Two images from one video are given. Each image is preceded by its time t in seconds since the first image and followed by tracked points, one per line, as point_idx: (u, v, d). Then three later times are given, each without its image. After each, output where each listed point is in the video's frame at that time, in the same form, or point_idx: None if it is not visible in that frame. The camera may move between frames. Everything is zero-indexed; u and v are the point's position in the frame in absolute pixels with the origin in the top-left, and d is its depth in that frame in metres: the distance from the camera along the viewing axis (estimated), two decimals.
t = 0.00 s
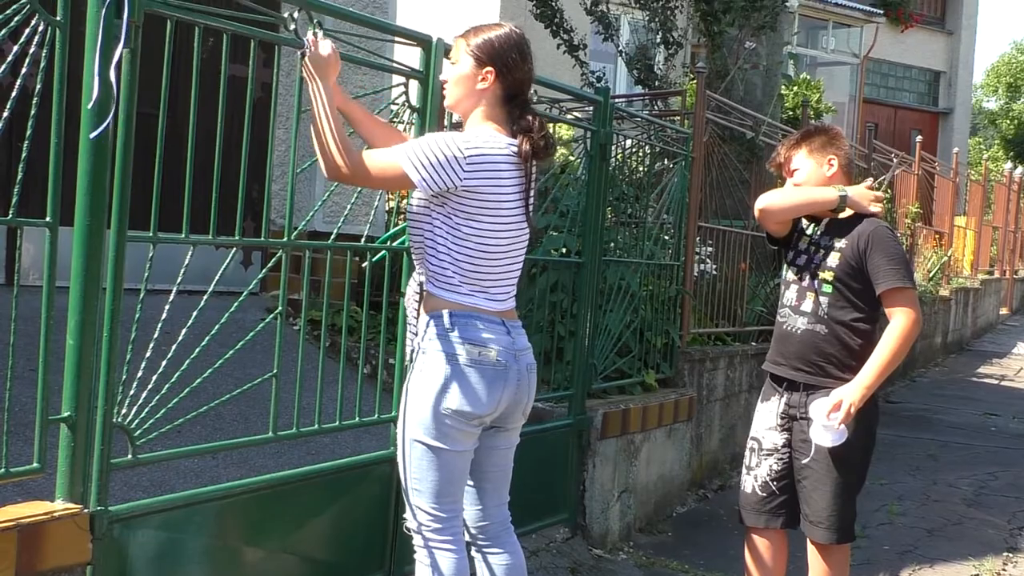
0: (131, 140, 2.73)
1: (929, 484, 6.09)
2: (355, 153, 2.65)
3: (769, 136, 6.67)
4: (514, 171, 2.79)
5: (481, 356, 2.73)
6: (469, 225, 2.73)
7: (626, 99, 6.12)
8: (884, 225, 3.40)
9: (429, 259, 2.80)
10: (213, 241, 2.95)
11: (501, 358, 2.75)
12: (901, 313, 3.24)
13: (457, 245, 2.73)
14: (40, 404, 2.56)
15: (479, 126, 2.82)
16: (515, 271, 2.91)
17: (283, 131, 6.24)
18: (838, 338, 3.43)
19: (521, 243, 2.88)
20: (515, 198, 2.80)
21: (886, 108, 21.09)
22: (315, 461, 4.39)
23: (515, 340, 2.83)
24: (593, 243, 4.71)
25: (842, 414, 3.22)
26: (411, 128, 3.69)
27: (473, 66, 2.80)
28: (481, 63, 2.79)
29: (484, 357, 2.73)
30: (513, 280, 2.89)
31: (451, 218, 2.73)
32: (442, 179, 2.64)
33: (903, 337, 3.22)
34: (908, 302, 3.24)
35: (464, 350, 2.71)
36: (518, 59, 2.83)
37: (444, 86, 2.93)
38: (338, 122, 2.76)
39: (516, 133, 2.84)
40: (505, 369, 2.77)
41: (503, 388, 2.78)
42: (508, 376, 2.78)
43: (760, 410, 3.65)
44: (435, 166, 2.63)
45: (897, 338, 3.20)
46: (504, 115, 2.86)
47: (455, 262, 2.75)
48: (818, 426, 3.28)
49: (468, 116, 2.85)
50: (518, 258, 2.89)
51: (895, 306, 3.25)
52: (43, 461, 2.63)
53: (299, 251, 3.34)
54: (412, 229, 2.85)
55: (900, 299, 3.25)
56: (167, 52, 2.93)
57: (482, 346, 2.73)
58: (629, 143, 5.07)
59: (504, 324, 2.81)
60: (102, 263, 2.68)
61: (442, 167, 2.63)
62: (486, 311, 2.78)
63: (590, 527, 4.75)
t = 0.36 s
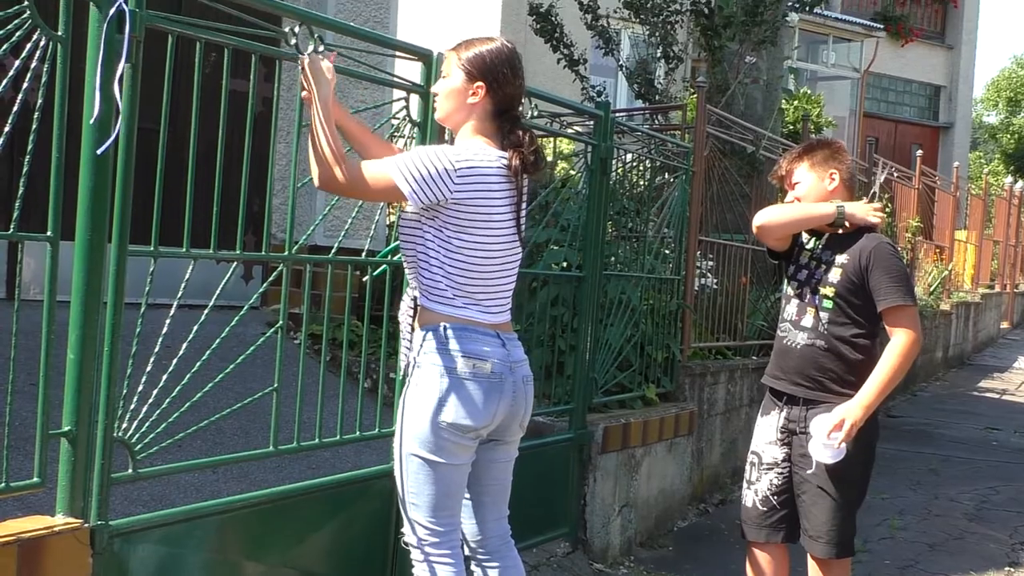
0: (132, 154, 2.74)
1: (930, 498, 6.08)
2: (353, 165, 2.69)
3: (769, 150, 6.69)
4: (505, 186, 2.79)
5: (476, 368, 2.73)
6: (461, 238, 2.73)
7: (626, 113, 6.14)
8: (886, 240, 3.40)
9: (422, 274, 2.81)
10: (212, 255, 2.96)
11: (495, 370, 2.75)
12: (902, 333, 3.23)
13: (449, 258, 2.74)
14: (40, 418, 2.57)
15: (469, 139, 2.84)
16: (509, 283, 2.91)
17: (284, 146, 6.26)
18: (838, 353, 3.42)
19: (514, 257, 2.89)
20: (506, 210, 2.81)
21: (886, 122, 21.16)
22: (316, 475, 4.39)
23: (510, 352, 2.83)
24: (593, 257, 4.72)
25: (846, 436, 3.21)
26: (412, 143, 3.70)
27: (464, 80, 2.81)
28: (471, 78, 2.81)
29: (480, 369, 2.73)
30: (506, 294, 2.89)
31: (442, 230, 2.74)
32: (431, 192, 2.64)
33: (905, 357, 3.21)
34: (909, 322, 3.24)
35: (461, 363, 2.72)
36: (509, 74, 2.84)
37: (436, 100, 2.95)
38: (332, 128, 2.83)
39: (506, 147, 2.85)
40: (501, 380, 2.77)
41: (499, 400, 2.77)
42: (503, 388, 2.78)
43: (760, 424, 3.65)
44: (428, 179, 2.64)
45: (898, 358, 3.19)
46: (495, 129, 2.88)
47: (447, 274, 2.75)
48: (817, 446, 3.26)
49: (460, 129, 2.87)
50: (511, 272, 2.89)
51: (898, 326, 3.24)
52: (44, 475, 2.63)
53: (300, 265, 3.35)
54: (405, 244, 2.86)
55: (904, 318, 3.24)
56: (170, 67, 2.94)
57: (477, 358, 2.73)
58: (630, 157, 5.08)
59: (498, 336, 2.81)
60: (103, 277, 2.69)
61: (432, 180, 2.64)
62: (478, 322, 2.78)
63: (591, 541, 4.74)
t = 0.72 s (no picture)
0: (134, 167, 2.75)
1: (931, 512, 6.07)
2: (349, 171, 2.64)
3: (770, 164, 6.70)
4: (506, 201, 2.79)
5: (475, 380, 2.73)
6: (460, 252, 2.74)
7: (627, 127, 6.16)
8: (887, 253, 3.40)
9: (422, 287, 2.82)
10: (213, 269, 2.97)
11: (493, 383, 2.75)
12: (903, 346, 3.24)
13: (448, 270, 2.75)
14: (41, 432, 2.57)
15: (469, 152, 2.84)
16: (508, 298, 2.91)
17: (285, 160, 6.28)
18: (838, 367, 3.42)
19: (513, 271, 2.89)
20: (507, 226, 2.81)
21: (886, 135, 21.19)
22: (316, 488, 4.39)
23: (508, 364, 2.83)
24: (594, 271, 4.73)
25: (846, 448, 3.21)
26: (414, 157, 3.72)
27: (464, 94, 2.83)
28: (471, 91, 2.82)
29: (478, 381, 2.74)
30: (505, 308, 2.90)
31: (441, 243, 2.74)
32: (430, 205, 2.65)
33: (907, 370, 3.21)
34: (911, 336, 3.24)
35: (461, 375, 2.72)
36: (508, 87, 2.86)
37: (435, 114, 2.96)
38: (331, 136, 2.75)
39: (507, 160, 2.86)
40: (499, 393, 2.77)
41: (497, 412, 2.78)
42: (501, 401, 2.78)
43: (760, 438, 3.65)
44: (429, 193, 2.64)
45: (900, 371, 3.20)
46: (496, 143, 2.88)
47: (446, 287, 2.76)
48: (818, 457, 3.28)
49: (461, 143, 2.87)
50: (511, 286, 2.90)
51: (899, 340, 3.25)
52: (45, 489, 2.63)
53: (302, 279, 3.36)
54: (405, 255, 2.87)
55: (906, 332, 3.25)
56: (171, 82, 2.96)
57: (476, 370, 2.74)
58: (631, 171, 5.09)
59: (496, 349, 2.82)
60: (104, 290, 2.70)
61: (433, 193, 2.65)
62: (477, 335, 2.79)
63: (592, 555, 4.74)
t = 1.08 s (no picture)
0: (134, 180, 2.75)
1: (932, 525, 6.06)
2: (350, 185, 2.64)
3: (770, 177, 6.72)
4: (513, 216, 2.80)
5: (481, 393, 2.74)
6: (468, 267, 2.75)
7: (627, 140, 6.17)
8: (887, 266, 3.41)
9: (428, 300, 2.82)
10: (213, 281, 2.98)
11: (499, 396, 2.76)
12: (906, 359, 3.24)
13: (455, 285, 2.75)
14: (42, 445, 2.57)
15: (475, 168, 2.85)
16: (513, 310, 2.92)
17: (286, 173, 6.29)
18: (840, 380, 3.42)
19: (518, 283, 2.90)
20: (514, 240, 2.81)
21: (886, 148, 21.22)
22: (317, 501, 4.38)
23: (514, 377, 2.84)
24: (595, 283, 4.73)
25: (850, 462, 3.20)
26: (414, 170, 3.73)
27: (470, 108, 2.84)
28: (476, 105, 2.83)
29: (485, 394, 2.74)
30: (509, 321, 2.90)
31: (450, 258, 2.75)
32: (441, 220, 2.66)
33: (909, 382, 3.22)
34: (913, 348, 3.25)
35: (467, 388, 2.73)
36: (513, 101, 2.87)
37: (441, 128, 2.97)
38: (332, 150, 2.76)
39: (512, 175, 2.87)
40: (505, 406, 2.78)
41: (503, 424, 2.78)
42: (507, 413, 2.79)
43: (761, 451, 3.65)
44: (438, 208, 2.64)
45: (903, 384, 3.20)
46: (500, 156, 2.90)
47: (453, 302, 2.77)
48: (820, 471, 3.27)
49: (467, 158, 2.88)
50: (515, 299, 2.90)
51: (902, 352, 3.25)
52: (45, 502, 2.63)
53: (302, 292, 3.37)
54: (411, 268, 2.87)
55: (908, 343, 3.25)
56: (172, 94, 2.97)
57: (483, 383, 2.74)
58: (631, 183, 5.10)
59: (502, 362, 2.82)
60: (104, 303, 2.70)
61: (443, 209, 2.65)
62: (483, 348, 2.79)
63: (593, 567, 4.73)
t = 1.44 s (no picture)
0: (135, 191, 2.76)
1: (934, 536, 6.04)
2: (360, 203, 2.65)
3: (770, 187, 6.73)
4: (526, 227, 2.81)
5: (487, 404, 2.74)
6: (480, 277, 2.75)
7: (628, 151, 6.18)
8: (888, 274, 3.41)
9: (439, 310, 2.82)
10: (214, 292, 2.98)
11: (506, 407, 2.76)
12: (907, 365, 3.24)
13: (466, 296, 2.76)
14: (42, 455, 2.57)
15: (487, 178, 2.85)
16: (522, 323, 2.92)
17: (287, 184, 6.30)
18: (840, 390, 3.42)
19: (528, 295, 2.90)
20: (524, 251, 2.82)
21: (887, 159, 21.23)
22: (317, 512, 4.38)
23: (520, 389, 2.84)
24: (595, 294, 4.74)
25: (850, 466, 3.18)
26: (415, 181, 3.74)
27: (483, 119, 2.85)
28: (491, 116, 2.84)
29: (491, 405, 2.74)
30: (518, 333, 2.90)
31: (462, 268, 2.75)
32: (456, 231, 2.66)
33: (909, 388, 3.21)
34: (915, 356, 3.24)
35: (472, 400, 2.73)
36: (527, 112, 2.88)
37: (455, 139, 2.98)
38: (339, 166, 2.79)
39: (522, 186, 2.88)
40: (512, 417, 2.78)
41: (510, 436, 2.78)
42: (514, 425, 2.79)
43: (761, 462, 3.65)
44: (451, 218, 2.65)
45: (903, 390, 3.20)
46: (514, 168, 2.91)
47: (464, 312, 2.77)
48: (819, 474, 3.25)
49: (478, 168, 2.89)
50: (525, 310, 2.91)
51: (903, 359, 3.25)
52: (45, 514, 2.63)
53: (303, 303, 3.37)
54: (421, 278, 2.88)
55: (909, 349, 3.24)
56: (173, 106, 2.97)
57: (488, 395, 2.74)
58: (631, 195, 5.13)
59: (509, 374, 2.82)
60: (106, 314, 2.70)
61: (456, 219, 2.65)
62: (490, 360, 2.79)
63: None
